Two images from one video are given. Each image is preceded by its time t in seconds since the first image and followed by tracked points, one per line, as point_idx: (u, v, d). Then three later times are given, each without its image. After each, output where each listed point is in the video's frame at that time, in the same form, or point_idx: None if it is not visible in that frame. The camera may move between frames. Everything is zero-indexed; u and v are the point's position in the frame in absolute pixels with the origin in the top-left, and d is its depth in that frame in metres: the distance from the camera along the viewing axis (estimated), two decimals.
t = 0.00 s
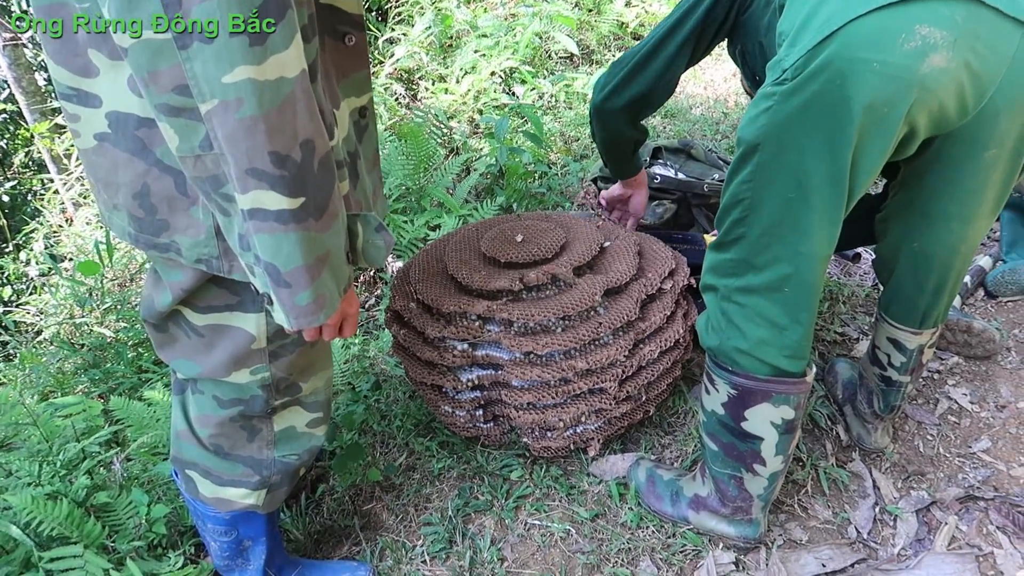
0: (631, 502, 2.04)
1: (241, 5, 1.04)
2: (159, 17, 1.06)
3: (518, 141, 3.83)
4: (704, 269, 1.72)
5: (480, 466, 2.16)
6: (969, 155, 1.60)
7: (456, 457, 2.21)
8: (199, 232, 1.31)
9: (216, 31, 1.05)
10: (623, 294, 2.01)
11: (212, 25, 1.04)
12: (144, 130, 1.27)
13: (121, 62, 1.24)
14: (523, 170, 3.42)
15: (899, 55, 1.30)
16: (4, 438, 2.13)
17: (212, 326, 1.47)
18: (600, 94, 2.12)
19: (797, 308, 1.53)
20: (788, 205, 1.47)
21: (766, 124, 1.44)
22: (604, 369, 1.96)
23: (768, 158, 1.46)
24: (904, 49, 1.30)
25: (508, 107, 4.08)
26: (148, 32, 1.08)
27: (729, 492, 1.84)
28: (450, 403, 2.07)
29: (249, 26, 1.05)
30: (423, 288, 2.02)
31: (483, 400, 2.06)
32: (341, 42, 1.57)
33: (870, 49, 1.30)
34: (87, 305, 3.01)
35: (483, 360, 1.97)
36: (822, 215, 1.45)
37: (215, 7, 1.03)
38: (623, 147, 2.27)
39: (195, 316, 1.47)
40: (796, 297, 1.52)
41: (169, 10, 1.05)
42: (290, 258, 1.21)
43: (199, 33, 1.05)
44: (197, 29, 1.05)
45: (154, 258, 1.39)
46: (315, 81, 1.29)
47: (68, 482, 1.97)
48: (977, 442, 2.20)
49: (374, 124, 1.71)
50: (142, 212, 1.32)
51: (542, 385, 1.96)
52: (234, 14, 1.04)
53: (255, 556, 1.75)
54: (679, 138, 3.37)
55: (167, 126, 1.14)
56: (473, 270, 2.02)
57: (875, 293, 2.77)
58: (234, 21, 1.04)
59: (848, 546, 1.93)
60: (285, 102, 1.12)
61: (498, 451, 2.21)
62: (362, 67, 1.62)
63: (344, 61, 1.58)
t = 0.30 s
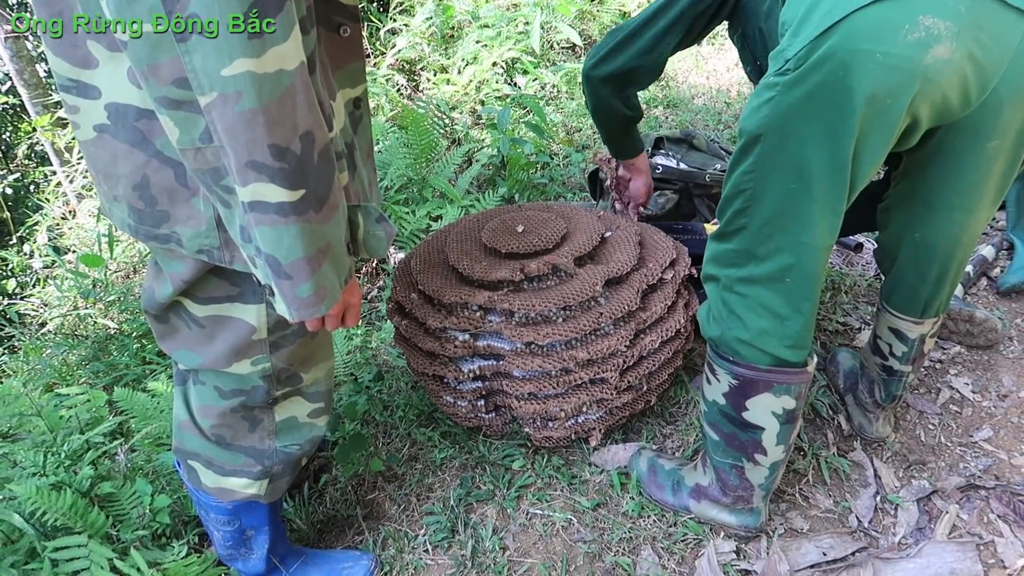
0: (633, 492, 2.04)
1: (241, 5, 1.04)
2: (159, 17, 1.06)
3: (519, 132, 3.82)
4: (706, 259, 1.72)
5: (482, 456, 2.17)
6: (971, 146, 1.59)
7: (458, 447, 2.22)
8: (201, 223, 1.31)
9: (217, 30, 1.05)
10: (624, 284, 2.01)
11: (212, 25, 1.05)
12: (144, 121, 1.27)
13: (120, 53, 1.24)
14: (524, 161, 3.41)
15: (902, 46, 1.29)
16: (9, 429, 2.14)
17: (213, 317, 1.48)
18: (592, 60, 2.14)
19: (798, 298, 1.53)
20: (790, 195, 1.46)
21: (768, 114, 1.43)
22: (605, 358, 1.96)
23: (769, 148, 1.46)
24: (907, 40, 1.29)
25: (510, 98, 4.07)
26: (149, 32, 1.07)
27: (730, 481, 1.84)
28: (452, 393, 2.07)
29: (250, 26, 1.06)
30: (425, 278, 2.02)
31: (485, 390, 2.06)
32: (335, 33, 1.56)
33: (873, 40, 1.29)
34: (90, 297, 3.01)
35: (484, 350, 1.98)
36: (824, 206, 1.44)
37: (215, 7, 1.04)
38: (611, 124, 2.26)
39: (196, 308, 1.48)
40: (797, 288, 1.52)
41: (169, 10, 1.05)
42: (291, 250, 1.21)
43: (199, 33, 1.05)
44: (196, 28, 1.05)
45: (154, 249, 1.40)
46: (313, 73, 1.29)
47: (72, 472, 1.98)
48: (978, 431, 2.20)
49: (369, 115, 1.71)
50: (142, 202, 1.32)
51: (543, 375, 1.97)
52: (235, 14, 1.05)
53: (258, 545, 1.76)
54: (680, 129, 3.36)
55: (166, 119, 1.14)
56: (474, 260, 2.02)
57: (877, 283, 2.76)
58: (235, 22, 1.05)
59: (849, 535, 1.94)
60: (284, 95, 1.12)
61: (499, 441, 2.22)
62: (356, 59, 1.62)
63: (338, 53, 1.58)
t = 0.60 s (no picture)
0: (632, 484, 2.05)
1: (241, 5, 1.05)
2: (159, 17, 1.06)
3: (520, 126, 3.81)
4: (705, 251, 1.72)
5: (482, 448, 2.18)
6: (969, 138, 1.59)
7: (459, 439, 2.22)
8: (194, 215, 1.31)
9: (216, 30, 1.05)
10: (623, 276, 2.01)
11: (212, 25, 1.05)
12: (139, 112, 1.27)
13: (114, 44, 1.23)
14: (525, 154, 3.41)
15: (899, 38, 1.29)
16: (11, 422, 2.15)
17: (210, 309, 1.48)
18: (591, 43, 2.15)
19: (796, 290, 1.53)
20: (787, 187, 1.46)
21: (765, 105, 1.43)
22: (605, 350, 1.96)
23: (767, 140, 1.45)
24: (904, 32, 1.29)
25: (511, 92, 4.07)
26: (148, 32, 1.08)
27: (729, 473, 1.84)
28: (451, 386, 2.08)
29: (251, 27, 1.07)
30: (425, 271, 2.02)
31: (485, 383, 2.06)
32: (336, 24, 1.55)
33: (870, 32, 1.29)
34: (92, 292, 3.01)
35: (484, 343, 1.98)
36: (821, 198, 1.44)
37: (215, 7, 1.04)
38: (612, 105, 2.24)
39: (192, 299, 1.48)
40: (795, 280, 1.52)
41: (168, 10, 1.06)
42: (280, 245, 1.21)
43: (198, 33, 1.06)
44: (196, 28, 1.05)
45: (149, 240, 1.40)
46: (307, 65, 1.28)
47: (73, 464, 1.99)
48: (978, 424, 2.20)
49: (373, 106, 1.70)
50: (136, 193, 1.32)
51: (543, 367, 1.97)
52: (234, 14, 1.05)
53: (257, 537, 1.76)
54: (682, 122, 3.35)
55: (156, 110, 1.14)
56: (473, 252, 2.02)
57: (877, 276, 2.76)
58: (234, 21, 1.05)
59: (849, 527, 1.94)
60: (272, 88, 1.12)
61: (499, 433, 2.22)
62: (359, 51, 1.61)
63: (339, 46, 1.57)
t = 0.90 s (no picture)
0: (636, 464, 2.04)
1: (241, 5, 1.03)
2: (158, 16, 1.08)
3: (524, 108, 3.77)
4: (709, 229, 1.69)
5: (484, 427, 2.17)
6: (981, 113, 1.57)
7: (461, 419, 2.21)
8: (193, 187, 1.29)
9: (215, 29, 1.03)
10: (628, 255, 1.98)
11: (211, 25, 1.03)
12: (136, 83, 1.25)
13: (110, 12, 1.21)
14: (529, 135, 3.38)
15: (909, 9, 1.29)
16: (13, 402, 2.14)
17: (210, 284, 1.46)
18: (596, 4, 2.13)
19: (802, 268, 1.51)
20: (794, 163, 1.43)
21: (771, 79, 1.40)
22: (609, 329, 1.95)
23: (773, 114, 1.42)
24: (914, 4, 1.29)
25: (515, 74, 4.03)
26: (147, 31, 1.10)
27: (733, 453, 1.83)
28: (453, 364, 2.06)
29: (249, 26, 1.05)
30: (426, 249, 2.00)
31: (487, 362, 2.05)
32: None
33: (881, 3, 1.28)
34: (94, 274, 3.00)
35: (487, 322, 1.96)
36: (828, 175, 1.41)
37: (213, 7, 1.03)
38: (611, 75, 2.23)
39: (193, 274, 1.46)
40: (801, 258, 1.49)
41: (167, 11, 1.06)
42: (281, 215, 1.19)
43: (197, 32, 1.04)
44: (195, 28, 1.04)
45: (149, 214, 1.38)
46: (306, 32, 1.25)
47: (74, 442, 1.98)
48: (984, 406, 2.18)
49: (370, 77, 1.68)
50: (134, 166, 1.29)
51: (546, 345, 1.95)
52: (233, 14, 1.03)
53: (259, 514, 1.76)
54: (687, 103, 3.31)
55: (154, 79, 1.13)
56: (475, 231, 2.00)
57: (884, 258, 2.73)
58: (233, 21, 1.03)
59: (854, 508, 1.93)
60: (271, 55, 1.09)
61: (502, 413, 2.21)
62: (355, 22, 1.58)
63: (337, 16, 1.53)
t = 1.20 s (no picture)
0: (637, 452, 2.03)
1: (242, 5, 1.02)
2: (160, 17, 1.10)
3: (532, 92, 3.73)
4: (717, 218, 1.66)
5: (485, 412, 2.16)
6: (998, 103, 1.54)
7: (462, 403, 2.20)
8: (194, 164, 1.27)
9: (216, 31, 1.03)
10: (634, 241, 1.96)
11: (212, 25, 1.03)
12: (138, 56, 1.22)
13: None
14: (536, 119, 3.34)
15: None
16: (14, 377, 2.14)
17: (211, 263, 1.45)
18: None
19: (811, 258, 1.48)
20: (806, 151, 1.40)
21: (786, 65, 1.37)
22: (612, 316, 1.93)
23: (787, 101, 1.39)
24: None
25: (523, 57, 3.98)
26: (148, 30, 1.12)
27: (735, 443, 1.82)
28: (456, 348, 2.05)
29: (251, 26, 1.04)
30: (431, 232, 1.98)
31: (490, 347, 2.03)
32: None
33: None
34: (98, 251, 2.99)
35: (490, 306, 1.94)
36: (841, 163, 1.38)
37: (216, 8, 1.02)
38: (621, 63, 2.19)
39: (193, 252, 1.44)
40: (810, 248, 1.47)
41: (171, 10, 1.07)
42: (282, 193, 1.17)
43: (199, 32, 1.05)
44: (198, 28, 1.04)
45: (150, 191, 1.36)
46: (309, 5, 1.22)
47: (75, 418, 1.98)
48: (989, 401, 2.16)
49: (370, 55, 1.65)
50: (134, 141, 1.27)
51: (549, 331, 1.94)
52: (234, 14, 1.02)
53: (258, 494, 1.75)
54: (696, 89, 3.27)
55: (155, 51, 1.12)
56: (479, 214, 1.97)
57: (892, 250, 2.70)
58: (233, 21, 1.02)
59: (854, 500, 1.91)
60: (274, 28, 1.06)
61: (502, 399, 2.20)
62: None
63: None
